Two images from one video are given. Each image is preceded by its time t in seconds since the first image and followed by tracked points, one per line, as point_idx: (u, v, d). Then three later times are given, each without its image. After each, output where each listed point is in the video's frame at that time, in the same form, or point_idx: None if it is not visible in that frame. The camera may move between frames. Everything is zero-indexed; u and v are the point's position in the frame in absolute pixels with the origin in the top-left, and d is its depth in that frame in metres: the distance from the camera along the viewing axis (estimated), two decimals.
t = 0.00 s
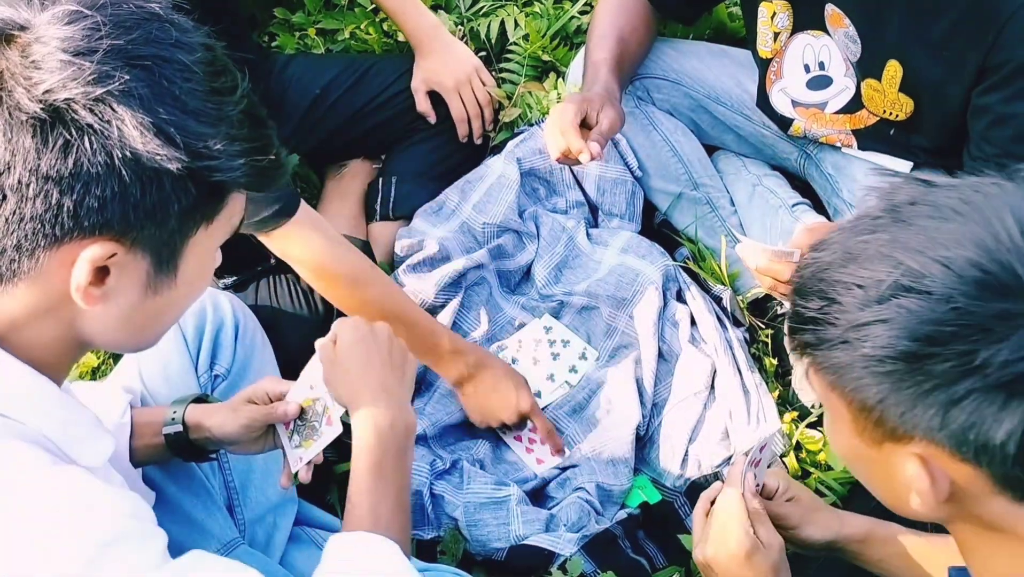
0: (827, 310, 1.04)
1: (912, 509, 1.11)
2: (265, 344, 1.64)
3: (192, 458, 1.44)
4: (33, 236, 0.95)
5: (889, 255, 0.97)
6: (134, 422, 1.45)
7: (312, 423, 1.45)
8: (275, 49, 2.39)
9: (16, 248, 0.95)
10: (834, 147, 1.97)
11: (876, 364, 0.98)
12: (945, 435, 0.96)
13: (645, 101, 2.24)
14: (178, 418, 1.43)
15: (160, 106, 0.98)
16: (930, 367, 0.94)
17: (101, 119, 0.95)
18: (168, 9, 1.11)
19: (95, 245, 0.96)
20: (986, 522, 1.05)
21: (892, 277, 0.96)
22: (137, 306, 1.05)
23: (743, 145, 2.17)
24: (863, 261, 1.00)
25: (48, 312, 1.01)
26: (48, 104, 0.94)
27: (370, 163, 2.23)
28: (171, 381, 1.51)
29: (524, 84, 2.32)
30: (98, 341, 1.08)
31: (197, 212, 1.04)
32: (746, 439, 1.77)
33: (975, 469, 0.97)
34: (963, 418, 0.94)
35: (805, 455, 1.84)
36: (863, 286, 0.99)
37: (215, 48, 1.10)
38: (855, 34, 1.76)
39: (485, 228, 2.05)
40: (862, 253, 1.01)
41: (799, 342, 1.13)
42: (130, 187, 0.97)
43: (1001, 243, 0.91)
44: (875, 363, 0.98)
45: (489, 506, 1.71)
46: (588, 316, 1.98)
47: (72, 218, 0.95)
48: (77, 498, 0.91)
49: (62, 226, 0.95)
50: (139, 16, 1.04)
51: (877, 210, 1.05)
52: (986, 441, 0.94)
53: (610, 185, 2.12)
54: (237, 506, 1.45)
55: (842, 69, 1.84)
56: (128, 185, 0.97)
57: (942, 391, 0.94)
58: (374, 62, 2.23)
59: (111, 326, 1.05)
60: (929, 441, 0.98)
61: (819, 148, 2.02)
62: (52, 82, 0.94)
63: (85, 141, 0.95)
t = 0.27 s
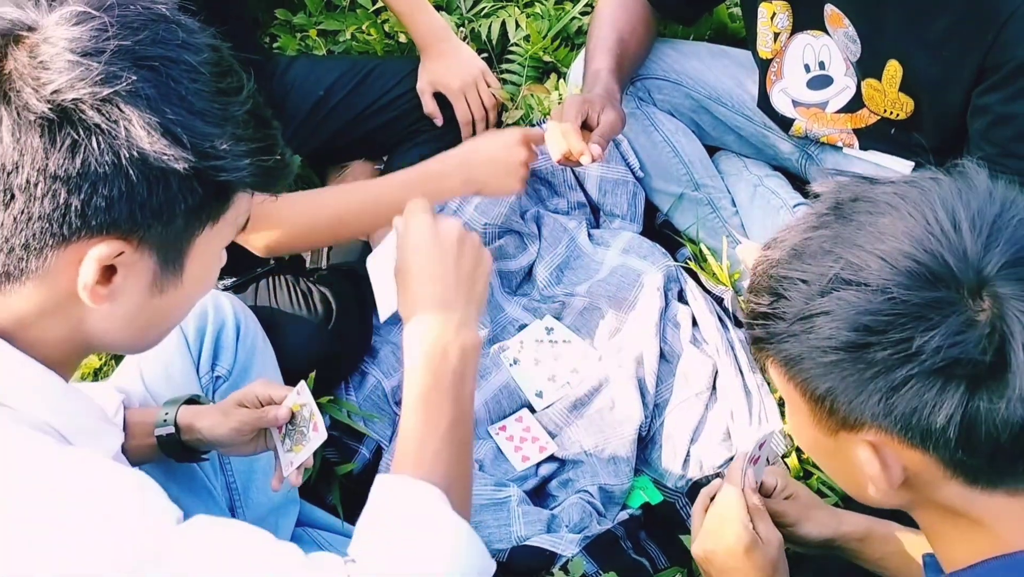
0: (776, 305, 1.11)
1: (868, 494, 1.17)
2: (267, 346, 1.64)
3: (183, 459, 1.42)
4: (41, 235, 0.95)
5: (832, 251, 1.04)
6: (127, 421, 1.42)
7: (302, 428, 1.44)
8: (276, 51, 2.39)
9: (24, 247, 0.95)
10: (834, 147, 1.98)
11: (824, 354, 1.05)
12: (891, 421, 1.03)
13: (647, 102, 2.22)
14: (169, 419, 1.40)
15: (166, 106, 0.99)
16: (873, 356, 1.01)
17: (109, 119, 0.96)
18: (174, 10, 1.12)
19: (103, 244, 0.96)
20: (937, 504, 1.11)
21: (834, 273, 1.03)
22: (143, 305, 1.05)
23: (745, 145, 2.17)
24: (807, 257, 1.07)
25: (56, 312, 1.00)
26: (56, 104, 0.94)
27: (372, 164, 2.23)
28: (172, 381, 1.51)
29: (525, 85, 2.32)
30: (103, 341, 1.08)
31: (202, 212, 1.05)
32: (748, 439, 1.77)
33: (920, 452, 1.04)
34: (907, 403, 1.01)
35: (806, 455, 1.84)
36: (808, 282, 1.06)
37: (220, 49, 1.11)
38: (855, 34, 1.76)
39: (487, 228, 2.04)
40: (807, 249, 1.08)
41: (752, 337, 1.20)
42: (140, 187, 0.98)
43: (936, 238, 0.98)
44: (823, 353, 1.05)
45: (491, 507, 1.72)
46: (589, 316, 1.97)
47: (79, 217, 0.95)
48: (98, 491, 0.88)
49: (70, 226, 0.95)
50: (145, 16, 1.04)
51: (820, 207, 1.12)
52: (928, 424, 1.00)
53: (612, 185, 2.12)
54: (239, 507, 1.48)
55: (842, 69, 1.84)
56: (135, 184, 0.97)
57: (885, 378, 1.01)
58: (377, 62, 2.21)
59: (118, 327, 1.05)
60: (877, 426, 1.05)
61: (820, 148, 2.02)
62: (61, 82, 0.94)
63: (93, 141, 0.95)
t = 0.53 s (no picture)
0: (801, 306, 1.06)
1: (896, 500, 1.12)
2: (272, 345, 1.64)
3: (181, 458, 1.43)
4: (63, 231, 0.95)
5: (859, 250, 1.00)
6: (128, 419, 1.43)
7: (298, 427, 1.44)
8: (280, 52, 2.39)
9: (44, 242, 0.95)
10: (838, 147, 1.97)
11: (850, 357, 1.00)
12: (920, 425, 0.98)
13: (651, 101, 2.21)
14: (168, 418, 1.41)
15: (189, 106, 0.98)
16: (903, 358, 0.96)
17: (133, 117, 0.95)
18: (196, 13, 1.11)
19: (122, 240, 0.95)
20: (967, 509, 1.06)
21: (862, 272, 0.98)
22: (160, 301, 1.04)
23: (749, 145, 2.17)
24: (834, 256, 1.02)
25: (73, 306, 1.00)
26: (81, 102, 0.94)
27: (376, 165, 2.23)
28: (176, 380, 1.51)
29: (528, 85, 2.33)
30: (119, 335, 1.08)
31: (220, 211, 1.05)
32: (753, 439, 1.76)
33: (950, 459, 0.99)
34: (937, 408, 0.96)
35: (811, 455, 1.84)
36: (834, 281, 1.01)
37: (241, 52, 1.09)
38: (859, 34, 1.76)
39: (491, 229, 2.05)
40: (833, 248, 1.03)
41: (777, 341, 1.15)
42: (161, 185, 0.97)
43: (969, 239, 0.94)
44: (850, 356, 1.00)
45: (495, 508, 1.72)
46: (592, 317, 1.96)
47: (100, 213, 0.95)
48: (120, 468, 0.83)
49: (91, 221, 0.95)
50: (168, 18, 1.04)
51: (846, 206, 1.07)
52: (959, 430, 0.95)
53: (616, 185, 2.12)
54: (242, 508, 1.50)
55: (846, 68, 1.83)
56: (157, 182, 0.97)
57: (915, 381, 0.96)
58: (379, 63, 2.23)
59: (134, 322, 1.05)
60: (904, 432, 1.00)
61: (824, 149, 2.01)
62: (85, 80, 0.94)
63: (117, 139, 0.95)
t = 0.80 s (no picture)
0: (834, 309, 1.05)
1: (923, 506, 1.12)
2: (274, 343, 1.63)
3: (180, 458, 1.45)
4: (71, 227, 0.95)
5: (897, 253, 0.99)
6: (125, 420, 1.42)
7: (295, 420, 1.42)
8: (282, 51, 2.39)
9: (52, 237, 0.96)
10: (840, 147, 1.97)
11: (884, 362, 0.99)
12: (954, 433, 0.97)
13: (652, 102, 2.22)
14: (164, 419, 1.42)
15: (198, 104, 1.00)
16: (939, 364, 0.95)
17: (143, 115, 0.96)
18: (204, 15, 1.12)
19: (129, 236, 0.96)
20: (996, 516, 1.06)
21: (900, 276, 0.97)
22: (165, 299, 1.05)
23: (751, 145, 2.17)
24: (871, 259, 1.01)
25: (79, 304, 1.01)
26: (93, 99, 0.95)
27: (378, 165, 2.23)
28: (179, 380, 1.51)
29: (531, 85, 2.33)
30: (124, 333, 1.08)
31: (226, 212, 1.05)
32: (755, 440, 1.76)
33: (984, 466, 0.98)
34: (974, 415, 0.95)
35: (813, 455, 1.84)
36: (870, 285, 1.00)
37: (245, 55, 1.12)
38: (862, 35, 1.76)
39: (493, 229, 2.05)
40: (869, 252, 1.02)
41: (807, 343, 1.14)
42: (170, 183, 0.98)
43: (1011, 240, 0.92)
44: (885, 361, 0.99)
45: (497, 508, 1.72)
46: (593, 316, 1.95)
47: (109, 209, 0.95)
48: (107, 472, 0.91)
49: (98, 217, 0.95)
50: (178, 21, 1.06)
51: (882, 209, 1.07)
52: (997, 437, 0.95)
53: (618, 185, 2.12)
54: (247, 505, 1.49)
55: (848, 69, 1.83)
56: (164, 179, 0.98)
57: (951, 388, 0.95)
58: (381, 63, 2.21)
59: (137, 321, 1.06)
60: (937, 438, 0.99)
61: (827, 148, 2.01)
62: (96, 78, 0.96)
63: (128, 136, 0.96)
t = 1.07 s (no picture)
0: (861, 311, 1.04)
1: (945, 510, 1.11)
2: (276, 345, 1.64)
3: (172, 473, 1.40)
4: (37, 239, 0.95)
5: (925, 255, 0.98)
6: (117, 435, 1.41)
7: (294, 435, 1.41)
8: (285, 53, 2.39)
9: (20, 250, 0.95)
10: (843, 149, 1.97)
11: (912, 365, 0.98)
12: (982, 437, 0.97)
13: (654, 104, 2.22)
14: (159, 432, 1.40)
15: (165, 111, 0.98)
16: (969, 369, 0.95)
17: (108, 124, 0.95)
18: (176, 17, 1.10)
19: (98, 248, 0.96)
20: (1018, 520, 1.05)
21: (928, 279, 0.96)
22: (140, 309, 1.05)
23: (753, 147, 2.17)
24: (899, 261, 1.00)
25: (52, 315, 1.01)
26: (56, 108, 0.94)
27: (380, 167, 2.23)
28: (181, 386, 1.51)
29: (533, 87, 2.34)
30: (100, 343, 1.08)
31: (199, 219, 1.04)
32: (757, 443, 1.76)
33: (1012, 471, 0.98)
34: (1004, 420, 0.94)
35: (816, 458, 1.83)
36: (897, 288, 0.99)
37: (221, 57, 1.09)
38: (864, 37, 1.76)
39: (495, 231, 2.04)
40: (897, 254, 1.01)
41: (831, 343, 1.13)
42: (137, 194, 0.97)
43: None
44: (914, 365, 0.98)
45: (498, 511, 1.71)
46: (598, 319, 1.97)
47: (75, 221, 0.95)
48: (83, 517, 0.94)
49: (65, 229, 0.95)
50: (146, 23, 1.03)
51: (909, 210, 1.06)
52: None
53: (620, 187, 2.12)
54: (248, 510, 1.49)
55: (850, 71, 1.83)
56: (130, 189, 0.97)
57: (981, 392, 0.95)
58: (384, 65, 2.21)
59: (112, 330, 1.05)
60: (964, 442, 0.99)
61: (829, 150, 2.01)
62: (59, 86, 0.94)
63: (92, 146, 0.95)
